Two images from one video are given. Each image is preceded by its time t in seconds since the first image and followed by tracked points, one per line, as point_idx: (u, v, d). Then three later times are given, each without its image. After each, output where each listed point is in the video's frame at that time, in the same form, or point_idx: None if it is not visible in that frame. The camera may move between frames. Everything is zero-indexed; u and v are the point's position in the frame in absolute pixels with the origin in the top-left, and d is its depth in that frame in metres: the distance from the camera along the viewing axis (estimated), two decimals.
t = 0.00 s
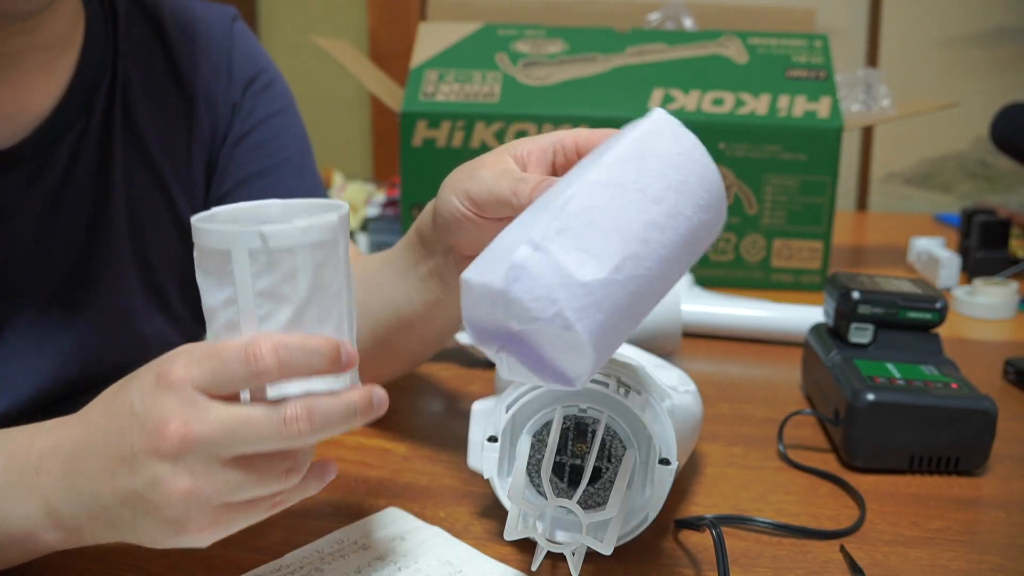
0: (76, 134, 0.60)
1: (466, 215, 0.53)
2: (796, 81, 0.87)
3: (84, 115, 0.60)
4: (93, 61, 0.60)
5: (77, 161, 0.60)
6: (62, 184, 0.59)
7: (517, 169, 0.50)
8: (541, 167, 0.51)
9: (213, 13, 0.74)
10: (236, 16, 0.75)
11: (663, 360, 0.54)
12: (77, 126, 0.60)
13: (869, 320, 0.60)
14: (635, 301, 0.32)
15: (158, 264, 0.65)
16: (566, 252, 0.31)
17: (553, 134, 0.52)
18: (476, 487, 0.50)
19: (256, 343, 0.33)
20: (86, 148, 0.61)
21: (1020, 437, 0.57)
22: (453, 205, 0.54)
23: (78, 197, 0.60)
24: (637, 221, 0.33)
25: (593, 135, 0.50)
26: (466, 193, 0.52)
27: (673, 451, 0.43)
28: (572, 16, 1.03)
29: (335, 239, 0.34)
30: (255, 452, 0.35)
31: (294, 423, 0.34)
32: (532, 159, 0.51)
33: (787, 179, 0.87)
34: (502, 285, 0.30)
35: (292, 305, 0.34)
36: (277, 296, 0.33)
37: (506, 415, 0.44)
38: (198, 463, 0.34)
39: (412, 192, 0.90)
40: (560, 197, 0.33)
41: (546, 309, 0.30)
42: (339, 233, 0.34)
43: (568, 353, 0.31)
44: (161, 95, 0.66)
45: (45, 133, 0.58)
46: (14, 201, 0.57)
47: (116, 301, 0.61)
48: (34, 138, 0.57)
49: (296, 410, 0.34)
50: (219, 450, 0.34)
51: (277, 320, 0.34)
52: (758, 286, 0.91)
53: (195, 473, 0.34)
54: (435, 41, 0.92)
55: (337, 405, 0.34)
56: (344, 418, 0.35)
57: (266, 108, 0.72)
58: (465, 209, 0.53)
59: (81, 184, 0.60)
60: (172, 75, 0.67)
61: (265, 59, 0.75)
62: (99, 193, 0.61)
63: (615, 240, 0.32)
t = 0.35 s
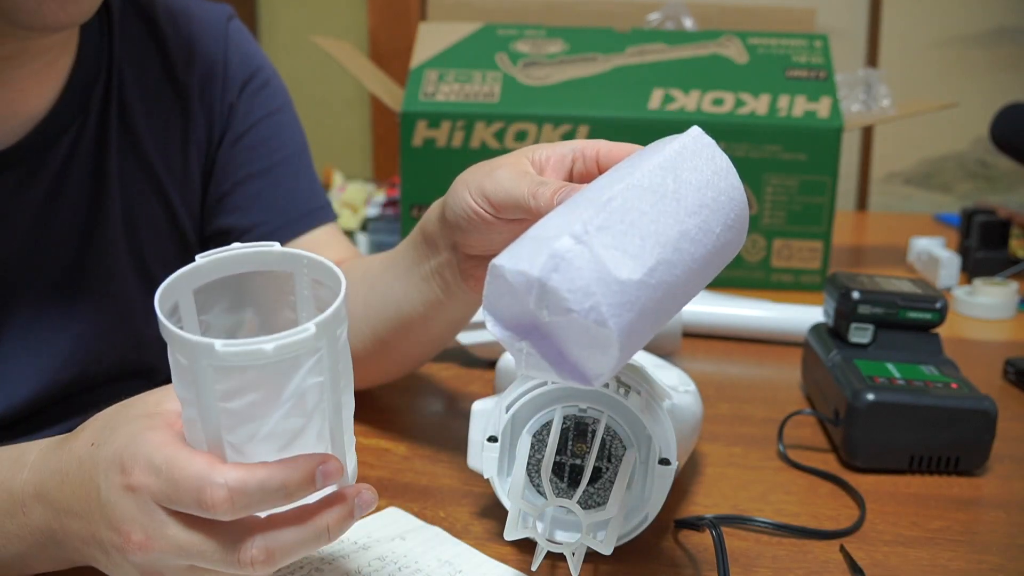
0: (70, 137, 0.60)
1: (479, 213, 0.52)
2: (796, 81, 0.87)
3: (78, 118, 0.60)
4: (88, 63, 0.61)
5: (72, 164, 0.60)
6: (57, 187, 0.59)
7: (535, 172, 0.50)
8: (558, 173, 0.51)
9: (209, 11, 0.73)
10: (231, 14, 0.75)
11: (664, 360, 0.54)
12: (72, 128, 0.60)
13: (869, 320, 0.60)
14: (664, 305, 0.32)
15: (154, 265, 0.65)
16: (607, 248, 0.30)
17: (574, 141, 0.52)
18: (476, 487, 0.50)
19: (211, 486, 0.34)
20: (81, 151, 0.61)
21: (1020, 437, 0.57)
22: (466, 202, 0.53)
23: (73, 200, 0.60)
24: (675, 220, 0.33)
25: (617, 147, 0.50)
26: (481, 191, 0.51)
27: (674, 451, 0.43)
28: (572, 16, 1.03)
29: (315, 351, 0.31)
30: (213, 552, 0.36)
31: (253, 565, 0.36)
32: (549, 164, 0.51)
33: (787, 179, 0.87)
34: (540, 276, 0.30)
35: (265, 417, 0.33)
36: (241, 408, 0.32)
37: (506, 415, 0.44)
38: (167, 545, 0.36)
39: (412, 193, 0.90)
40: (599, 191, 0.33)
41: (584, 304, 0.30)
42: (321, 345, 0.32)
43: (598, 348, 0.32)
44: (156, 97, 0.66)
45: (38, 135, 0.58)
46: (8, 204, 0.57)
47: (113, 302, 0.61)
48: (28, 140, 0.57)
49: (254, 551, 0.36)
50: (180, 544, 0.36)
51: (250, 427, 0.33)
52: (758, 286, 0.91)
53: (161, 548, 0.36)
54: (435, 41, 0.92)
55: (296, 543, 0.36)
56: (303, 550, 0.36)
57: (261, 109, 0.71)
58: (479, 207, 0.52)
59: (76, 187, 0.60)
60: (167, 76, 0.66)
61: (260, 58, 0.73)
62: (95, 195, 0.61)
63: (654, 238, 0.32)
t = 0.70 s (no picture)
0: (68, 137, 0.60)
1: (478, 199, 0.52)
2: (796, 81, 0.87)
3: (76, 119, 0.60)
4: (86, 63, 0.61)
5: (70, 165, 0.60)
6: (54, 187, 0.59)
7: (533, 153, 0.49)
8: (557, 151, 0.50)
9: (209, 11, 0.73)
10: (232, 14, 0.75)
11: (664, 360, 0.54)
12: (70, 129, 0.60)
13: (869, 320, 0.60)
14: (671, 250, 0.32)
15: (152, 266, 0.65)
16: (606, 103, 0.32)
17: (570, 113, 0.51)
18: (477, 487, 0.50)
19: (231, 487, 0.34)
20: (79, 151, 0.61)
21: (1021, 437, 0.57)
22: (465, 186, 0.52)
23: (70, 201, 0.60)
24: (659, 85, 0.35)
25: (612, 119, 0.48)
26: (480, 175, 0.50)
27: (673, 451, 0.43)
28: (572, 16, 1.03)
29: (345, 356, 0.32)
30: (228, 556, 0.36)
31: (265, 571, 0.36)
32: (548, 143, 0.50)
33: (787, 179, 0.87)
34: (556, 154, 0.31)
35: (289, 422, 0.33)
36: (268, 407, 0.32)
37: (506, 415, 0.43)
38: (186, 545, 0.36)
39: (412, 193, 0.90)
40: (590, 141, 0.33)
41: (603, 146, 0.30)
42: (353, 352, 0.32)
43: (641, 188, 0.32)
44: (155, 96, 0.65)
45: (35, 136, 0.58)
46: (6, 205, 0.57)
47: (112, 303, 0.61)
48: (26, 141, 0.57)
49: (268, 557, 0.36)
50: (197, 545, 0.36)
51: (276, 426, 0.33)
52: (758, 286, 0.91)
53: (181, 548, 0.36)
54: (436, 41, 0.92)
55: (310, 552, 0.36)
56: (316, 560, 0.36)
57: (260, 109, 0.71)
58: (479, 191, 0.52)
59: (74, 188, 0.60)
60: (167, 76, 0.66)
61: (261, 58, 0.74)
62: (93, 195, 0.61)
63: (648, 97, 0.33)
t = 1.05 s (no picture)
0: (66, 136, 0.60)
1: (483, 219, 0.52)
2: (796, 81, 0.87)
3: (74, 118, 0.60)
4: (84, 63, 0.61)
5: (68, 164, 0.60)
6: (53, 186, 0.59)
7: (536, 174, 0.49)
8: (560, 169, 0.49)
9: (208, 10, 0.73)
10: (231, 14, 0.75)
11: (664, 360, 0.54)
12: (68, 127, 0.60)
13: (869, 321, 0.60)
14: (701, 254, 0.32)
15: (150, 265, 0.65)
16: (643, 190, 0.30)
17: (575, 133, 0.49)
18: (477, 487, 0.50)
19: (236, 475, 0.34)
20: (77, 150, 0.61)
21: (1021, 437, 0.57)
22: (471, 206, 0.53)
23: (68, 200, 0.60)
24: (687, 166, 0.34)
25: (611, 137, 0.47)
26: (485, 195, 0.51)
27: (673, 451, 0.43)
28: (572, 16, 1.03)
29: (349, 346, 0.32)
30: (229, 547, 0.36)
31: (268, 561, 0.35)
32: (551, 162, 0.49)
33: (787, 179, 0.87)
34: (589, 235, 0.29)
35: (295, 412, 0.33)
36: (272, 396, 0.33)
37: (506, 415, 0.44)
38: (188, 536, 0.36)
39: (412, 193, 0.90)
40: (610, 146, 0.33)
41: (641, 250, 0.29)
42: (356, 343, 0.32)
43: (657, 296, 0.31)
44: (154, 95, 0.65)
45: (34, 135, 0.58)
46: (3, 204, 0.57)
47: (110, 301, 0.61)
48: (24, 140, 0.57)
49: (271, 546, 0.35)
50: (200, 536, 0.36)
51: (280, 416, 0.34)
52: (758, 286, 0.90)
53: (183, 540, 0.36)
54: (436, 41, 0.92)
55: (313, 542, 0.35)
56: (320, 550, 0.35)
57: (260, 107, 0.71)
58: (484, 210, 0.52)
59: (72, 187, 0.60)
60: (166, 76, 0.66)
61: (261, 56, 0.74)
62: (92, 194, 0.61)
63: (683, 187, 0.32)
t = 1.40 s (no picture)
0: (65, 136, 0.60)
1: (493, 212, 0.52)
2: (795, 81, 0.87)
3: (73, 118, 0.60)
4: (83, 63, 0.61)
5: (67, 164, 0.60)
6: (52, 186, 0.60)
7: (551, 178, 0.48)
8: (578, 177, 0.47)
9: (208, 10, 0.73)
10: (230, 13, 0.75)
11: (664, 360, 0.54)
12: (68, 128, 0.60)
13: (869, 320, 0.60)
14: (667, 292, 0.34)
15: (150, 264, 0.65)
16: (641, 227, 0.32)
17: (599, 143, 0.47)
18: (477, 487, 0.50)
19: (238, 465, 0.34)
20: (76, 150, 0.61)
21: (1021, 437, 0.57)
22: (484, 195, 0.53)
23: (67, 201, 0.60)
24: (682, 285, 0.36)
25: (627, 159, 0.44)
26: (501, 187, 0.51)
27: (673, 451, 0.43)
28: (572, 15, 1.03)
29: (352, 338, 0.32)
30: (231, 539, 0.36)
31: (270, 552, 0.35)
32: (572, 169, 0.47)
33: (787, 179, 0.87)
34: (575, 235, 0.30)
35: (297, 404, 0.33)
36: (274, 388, 0.33)
37: (506, 415, 0.44)
38: (190, 528, 0.36)
39: (412, 192, 0.90)
40: (630, 165, 0.35)
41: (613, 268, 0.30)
42: (359, 335, 0.32)
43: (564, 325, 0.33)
44: (153, 95, 0.66)
45: (33, 136, 0.58)
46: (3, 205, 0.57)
47: (109, 299, 0.61)
48: (23, 140, 0.57)
49: (272, 538, 0.35)
50: (202, 528, 0.36)
51: (281, 408, 0.33)
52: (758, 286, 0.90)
53: (185, 532, 0.36)
54: (436, 41, 0.92)
55: (313, 535, 0.35)
56: (321, 544, 0.35)
57: (260, 107, 0.71)
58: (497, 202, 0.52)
59: (72, 187, 0.60)
60: (165, 76, 0.66)
61: (260, 56, 0.74)
62: (91, 194, 0.61)
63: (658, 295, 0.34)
